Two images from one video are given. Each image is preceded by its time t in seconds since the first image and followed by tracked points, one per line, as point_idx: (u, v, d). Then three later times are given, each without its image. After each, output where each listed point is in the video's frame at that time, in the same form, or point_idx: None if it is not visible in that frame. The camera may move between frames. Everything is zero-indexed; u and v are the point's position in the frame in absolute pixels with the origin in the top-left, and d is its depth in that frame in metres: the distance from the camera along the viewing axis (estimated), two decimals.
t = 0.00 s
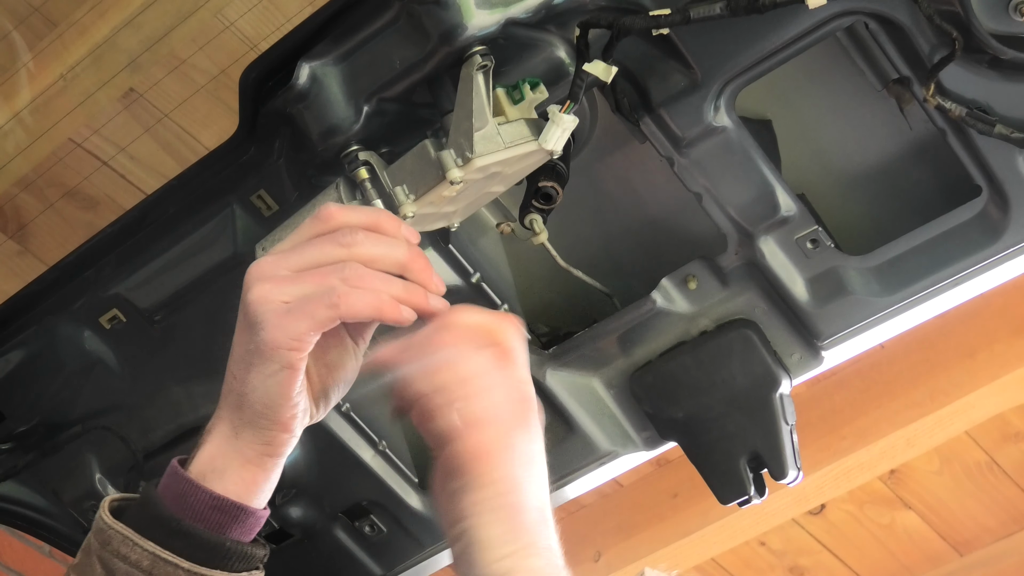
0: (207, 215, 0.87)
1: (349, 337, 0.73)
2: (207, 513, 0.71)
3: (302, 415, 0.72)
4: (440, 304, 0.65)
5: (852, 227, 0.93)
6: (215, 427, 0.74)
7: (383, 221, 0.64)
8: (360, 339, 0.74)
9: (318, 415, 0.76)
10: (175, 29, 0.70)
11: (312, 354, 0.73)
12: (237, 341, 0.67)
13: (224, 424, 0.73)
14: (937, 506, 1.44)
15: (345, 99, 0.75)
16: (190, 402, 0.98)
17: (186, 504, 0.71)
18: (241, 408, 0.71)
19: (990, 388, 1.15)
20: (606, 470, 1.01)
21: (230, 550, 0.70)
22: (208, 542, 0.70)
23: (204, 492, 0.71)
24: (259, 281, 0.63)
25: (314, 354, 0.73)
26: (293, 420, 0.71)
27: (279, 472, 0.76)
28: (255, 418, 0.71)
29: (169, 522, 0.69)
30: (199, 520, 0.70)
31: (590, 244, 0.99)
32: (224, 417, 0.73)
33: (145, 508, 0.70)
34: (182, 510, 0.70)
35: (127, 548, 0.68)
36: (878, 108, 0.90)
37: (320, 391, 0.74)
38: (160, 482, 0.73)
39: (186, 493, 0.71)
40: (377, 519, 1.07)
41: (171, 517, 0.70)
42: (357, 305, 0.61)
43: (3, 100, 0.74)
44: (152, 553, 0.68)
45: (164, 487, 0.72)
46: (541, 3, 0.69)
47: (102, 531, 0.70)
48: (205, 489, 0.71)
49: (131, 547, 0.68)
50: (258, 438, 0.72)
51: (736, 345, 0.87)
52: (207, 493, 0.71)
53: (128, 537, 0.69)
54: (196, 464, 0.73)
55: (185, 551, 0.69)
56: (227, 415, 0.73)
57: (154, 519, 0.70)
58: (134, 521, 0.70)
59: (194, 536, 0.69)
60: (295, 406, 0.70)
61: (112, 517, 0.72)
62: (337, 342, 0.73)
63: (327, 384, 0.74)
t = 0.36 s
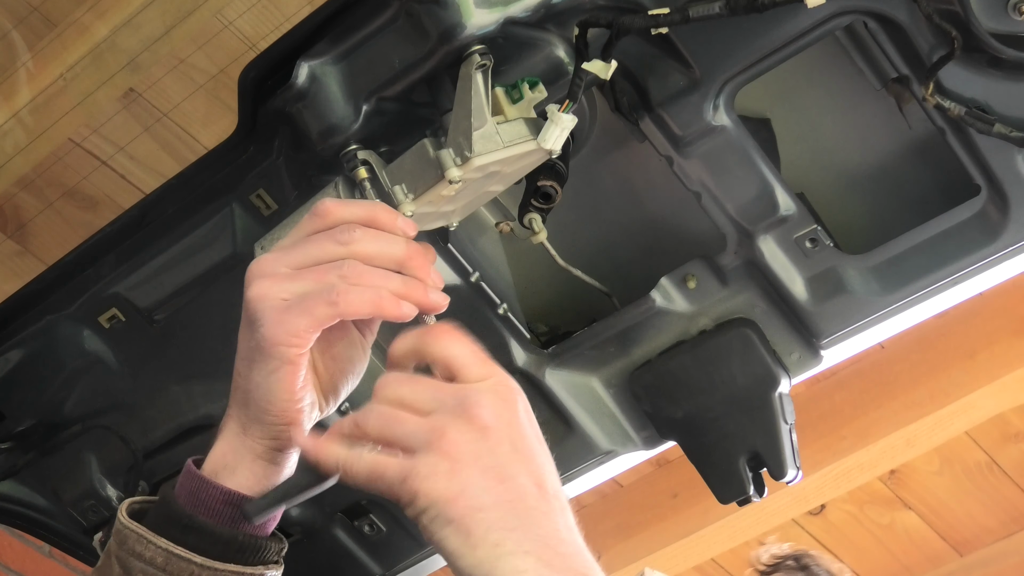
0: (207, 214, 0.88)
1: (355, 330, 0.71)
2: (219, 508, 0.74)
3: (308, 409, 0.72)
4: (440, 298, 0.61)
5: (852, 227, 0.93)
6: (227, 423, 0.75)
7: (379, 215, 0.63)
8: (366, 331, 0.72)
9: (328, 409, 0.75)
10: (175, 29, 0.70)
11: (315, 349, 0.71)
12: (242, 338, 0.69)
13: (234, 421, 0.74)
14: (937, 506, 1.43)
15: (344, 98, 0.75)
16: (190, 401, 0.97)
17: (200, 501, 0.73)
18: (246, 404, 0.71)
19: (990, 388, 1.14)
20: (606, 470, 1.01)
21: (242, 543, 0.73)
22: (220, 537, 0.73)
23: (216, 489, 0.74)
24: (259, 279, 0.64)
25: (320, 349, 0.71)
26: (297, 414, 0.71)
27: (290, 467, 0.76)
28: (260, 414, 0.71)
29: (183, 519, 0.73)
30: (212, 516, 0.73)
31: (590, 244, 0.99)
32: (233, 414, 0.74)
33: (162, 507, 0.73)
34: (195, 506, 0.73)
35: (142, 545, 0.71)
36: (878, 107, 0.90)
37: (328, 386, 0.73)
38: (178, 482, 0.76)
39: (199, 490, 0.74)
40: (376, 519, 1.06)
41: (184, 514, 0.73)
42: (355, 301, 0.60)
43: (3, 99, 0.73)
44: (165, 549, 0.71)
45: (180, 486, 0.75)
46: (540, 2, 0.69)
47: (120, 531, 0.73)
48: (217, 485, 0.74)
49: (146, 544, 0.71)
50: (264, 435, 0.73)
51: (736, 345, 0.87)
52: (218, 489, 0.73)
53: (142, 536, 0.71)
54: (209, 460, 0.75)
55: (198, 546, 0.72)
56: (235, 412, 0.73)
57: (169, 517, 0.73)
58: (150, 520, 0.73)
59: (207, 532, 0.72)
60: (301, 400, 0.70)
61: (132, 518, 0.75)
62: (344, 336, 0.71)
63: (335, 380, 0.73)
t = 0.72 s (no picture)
0: (207, 214, 0.88)
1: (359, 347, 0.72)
2: (224, 514, 0.73)
3: (309, 418, 0.71)
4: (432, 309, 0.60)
5: (851, 227, 0.93)
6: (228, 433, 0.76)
7: (369, 215, 0.63)
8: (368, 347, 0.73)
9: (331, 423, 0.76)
10: (175, 29, 0.70)
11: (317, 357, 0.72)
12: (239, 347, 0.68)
13: (235, 430, 0.74)
14: (937, 507, 1.44)
15: (345, 98, 0.75)
16: (190, 401, 0.99)
17: (205, 508, 0.73)
18: (246, 412, 0.71)
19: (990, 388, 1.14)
20: (606, 470, 1.01)
21: (248, 547, 0.72)
22: (228, 541, 0.72)
23: (219, 494, 0.73)
24: (254, 287, 0.63)
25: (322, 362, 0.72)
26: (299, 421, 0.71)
27: (295, 471, 0.77)
28: (261, 422, 0.71)
29: (188, 526, 0.72)
30: (218, 522, 0.73)
31: (590, 244, 0.99)
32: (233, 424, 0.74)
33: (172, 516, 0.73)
34: (201, 513, 0.73)
35: (150, 555, 0.71)
36: (878, 108, 0.90)
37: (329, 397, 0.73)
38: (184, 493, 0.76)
39: (204, 498, 0.73)
40: (376, 519, 1.06)
41: (190, 522, 0.72)
42: (351, 323, 0.58)
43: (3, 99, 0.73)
44: (171, 556, 0.70)
45: (186, 496, 0.75)
46: (541, 2, 0.69)
47: (131, 542, 0.73)
48: (221, 491, 0.73)
49: (154, 554, 0.71)
50: (266, 441, 0.72)
51: (736, 346, 0.87)
52: (222, 494, 0.73)
53: (150, 545, 0.71)
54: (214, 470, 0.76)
55: (203, 553, 0.71)
56: (236, 422, 0.74)
57: (177, 525, 0.73)
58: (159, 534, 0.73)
59: (212, 538, 0.72)
60: (301, 408, 0.70)
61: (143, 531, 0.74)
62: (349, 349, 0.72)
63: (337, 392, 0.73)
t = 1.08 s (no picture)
0: (207, 214, 0.88)
1: (363, 372, 0.73)
2: (230, 538, 0.72)
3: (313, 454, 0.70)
4: (448, 325, 0.57)
5: (851, 226, 0.93)
6: (229, 461, 0.74)
7: (413, 276, 0.60)
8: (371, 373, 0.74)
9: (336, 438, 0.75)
10: (175, 29, 0.70)
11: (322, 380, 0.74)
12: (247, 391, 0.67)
13: (239, 462, 0.73)
14: (936, 506, 1.44)
15: (345, 98, 0.75)
16: (189, 401, 0.99)
17: (211, 534, 0.72)
18: (254, 448, 0.70)
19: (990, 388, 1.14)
20: (606, 470, 1.01)
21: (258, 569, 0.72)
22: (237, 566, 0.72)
23: (224, 519, 0.72)
24: (269, 328, 0.62)
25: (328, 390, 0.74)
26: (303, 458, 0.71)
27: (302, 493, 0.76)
28: (268, 458, 0.70)
29: (196, 552, 0.72)
30: (226, 547, 0.72)
31: (590, 245, 0.99)
32: (238, 455, 0.73)
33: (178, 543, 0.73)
34: (207, 538, 0.72)
35: None
36: (878, 107, 0.90)
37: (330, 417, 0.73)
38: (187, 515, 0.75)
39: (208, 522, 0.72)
40: (376, 519, 1.06)
41: (196, 548, 0.72)
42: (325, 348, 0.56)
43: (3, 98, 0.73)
44: None
45: (190, 519, 0.74)
46: (540, 2, 0.69)
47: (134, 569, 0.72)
48: (227, 517, 0.72)
49: None
50: (273, 475, 0.72)
51: (736, 345, 0.87)
52: (227, 520, 0.72)
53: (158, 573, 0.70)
54: (217, 498, 0.74)
55: None
56: (240, 454, 0.72)
57: (185, 553, 0.72)
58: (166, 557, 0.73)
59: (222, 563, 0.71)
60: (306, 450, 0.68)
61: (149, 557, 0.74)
62: (355, 376, 0.73)
63: (338, 414, 0.73)
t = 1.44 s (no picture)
0: (207, 214, 0.88)
1: (384, 367, 0.69)
2: (259, 540, 0.65)
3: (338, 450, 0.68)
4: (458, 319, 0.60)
5: (851, 228, 0.93)
6: (254, 466, 0.70)
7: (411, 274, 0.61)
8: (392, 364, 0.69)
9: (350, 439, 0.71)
10: (175, 29, 0.70)
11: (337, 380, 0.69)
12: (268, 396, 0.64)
13: (263, 466, 0.69)
14: (936, 507, 1.44)
15: (345, 99, 0.75)
16: (189, 402, 1.00)
17: (240, 535, 0.65)
18: (277, 453, 0.67)
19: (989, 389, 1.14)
20: (606, 472, 1.01)
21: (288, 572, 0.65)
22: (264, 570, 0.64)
23: (254, 520, 0.66)
24: (283, 333, 0.60)
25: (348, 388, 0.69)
26: (328, 458, 0.67)
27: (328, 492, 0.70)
28: (293, 463, 0.67)
29: (224, 555, 0.64)
30: (254, 549, 0.65)
31: (590, 245, 0.99)
32: (261, 458, 0.69)
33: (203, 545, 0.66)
34: (236, 540, 0.65)
35: None
36: (878, 108, 0.90)
37: (351, 413, 0.69)
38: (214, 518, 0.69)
39: (237, 524, 0.66)
40: (376, 519, 1.07)
41: (225, 550, 0.65)
42: (339, 349, 0.56)
43: (3, 98, 0.73)
44: None
45: (218, 523, 0.67)
46: (541, 3, 0.69)
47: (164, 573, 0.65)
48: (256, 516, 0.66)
49: None
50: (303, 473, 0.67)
51: (736, 346, 0.87)
52: (256, 520, 0.65)
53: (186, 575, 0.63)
54: (244, 500, 0.68)
55: None
56: (264, 458, 0.68)
57: (211, 555, 0.65)
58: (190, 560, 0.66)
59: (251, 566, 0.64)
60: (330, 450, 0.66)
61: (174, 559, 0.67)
62: (375, 374, 0.69)
63: (358, 411, 0.70)
